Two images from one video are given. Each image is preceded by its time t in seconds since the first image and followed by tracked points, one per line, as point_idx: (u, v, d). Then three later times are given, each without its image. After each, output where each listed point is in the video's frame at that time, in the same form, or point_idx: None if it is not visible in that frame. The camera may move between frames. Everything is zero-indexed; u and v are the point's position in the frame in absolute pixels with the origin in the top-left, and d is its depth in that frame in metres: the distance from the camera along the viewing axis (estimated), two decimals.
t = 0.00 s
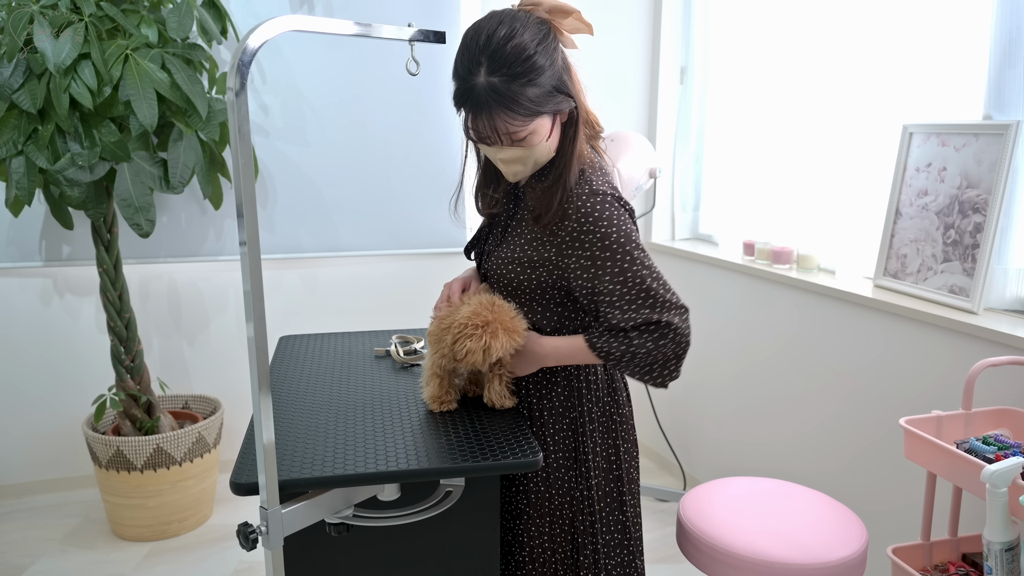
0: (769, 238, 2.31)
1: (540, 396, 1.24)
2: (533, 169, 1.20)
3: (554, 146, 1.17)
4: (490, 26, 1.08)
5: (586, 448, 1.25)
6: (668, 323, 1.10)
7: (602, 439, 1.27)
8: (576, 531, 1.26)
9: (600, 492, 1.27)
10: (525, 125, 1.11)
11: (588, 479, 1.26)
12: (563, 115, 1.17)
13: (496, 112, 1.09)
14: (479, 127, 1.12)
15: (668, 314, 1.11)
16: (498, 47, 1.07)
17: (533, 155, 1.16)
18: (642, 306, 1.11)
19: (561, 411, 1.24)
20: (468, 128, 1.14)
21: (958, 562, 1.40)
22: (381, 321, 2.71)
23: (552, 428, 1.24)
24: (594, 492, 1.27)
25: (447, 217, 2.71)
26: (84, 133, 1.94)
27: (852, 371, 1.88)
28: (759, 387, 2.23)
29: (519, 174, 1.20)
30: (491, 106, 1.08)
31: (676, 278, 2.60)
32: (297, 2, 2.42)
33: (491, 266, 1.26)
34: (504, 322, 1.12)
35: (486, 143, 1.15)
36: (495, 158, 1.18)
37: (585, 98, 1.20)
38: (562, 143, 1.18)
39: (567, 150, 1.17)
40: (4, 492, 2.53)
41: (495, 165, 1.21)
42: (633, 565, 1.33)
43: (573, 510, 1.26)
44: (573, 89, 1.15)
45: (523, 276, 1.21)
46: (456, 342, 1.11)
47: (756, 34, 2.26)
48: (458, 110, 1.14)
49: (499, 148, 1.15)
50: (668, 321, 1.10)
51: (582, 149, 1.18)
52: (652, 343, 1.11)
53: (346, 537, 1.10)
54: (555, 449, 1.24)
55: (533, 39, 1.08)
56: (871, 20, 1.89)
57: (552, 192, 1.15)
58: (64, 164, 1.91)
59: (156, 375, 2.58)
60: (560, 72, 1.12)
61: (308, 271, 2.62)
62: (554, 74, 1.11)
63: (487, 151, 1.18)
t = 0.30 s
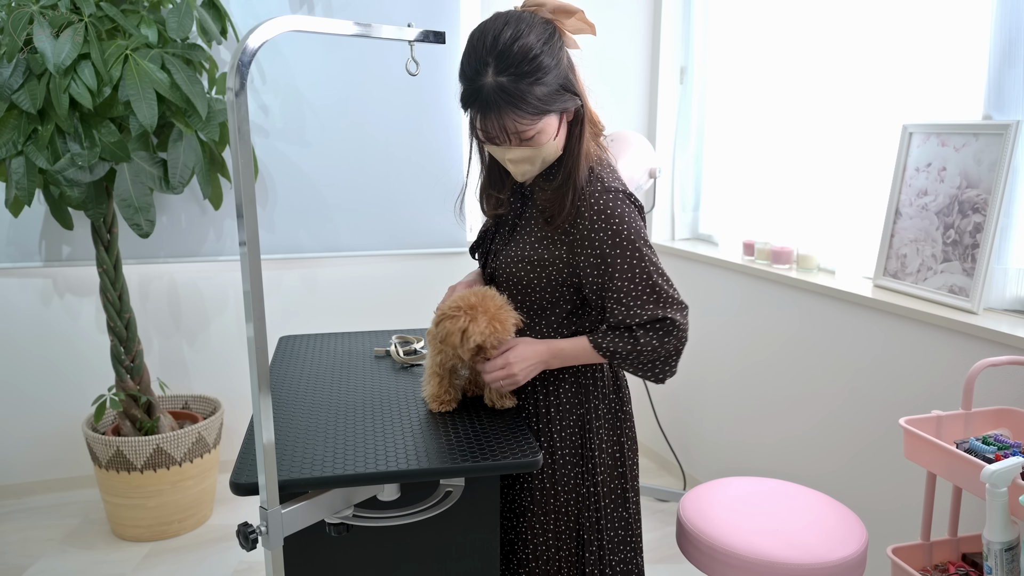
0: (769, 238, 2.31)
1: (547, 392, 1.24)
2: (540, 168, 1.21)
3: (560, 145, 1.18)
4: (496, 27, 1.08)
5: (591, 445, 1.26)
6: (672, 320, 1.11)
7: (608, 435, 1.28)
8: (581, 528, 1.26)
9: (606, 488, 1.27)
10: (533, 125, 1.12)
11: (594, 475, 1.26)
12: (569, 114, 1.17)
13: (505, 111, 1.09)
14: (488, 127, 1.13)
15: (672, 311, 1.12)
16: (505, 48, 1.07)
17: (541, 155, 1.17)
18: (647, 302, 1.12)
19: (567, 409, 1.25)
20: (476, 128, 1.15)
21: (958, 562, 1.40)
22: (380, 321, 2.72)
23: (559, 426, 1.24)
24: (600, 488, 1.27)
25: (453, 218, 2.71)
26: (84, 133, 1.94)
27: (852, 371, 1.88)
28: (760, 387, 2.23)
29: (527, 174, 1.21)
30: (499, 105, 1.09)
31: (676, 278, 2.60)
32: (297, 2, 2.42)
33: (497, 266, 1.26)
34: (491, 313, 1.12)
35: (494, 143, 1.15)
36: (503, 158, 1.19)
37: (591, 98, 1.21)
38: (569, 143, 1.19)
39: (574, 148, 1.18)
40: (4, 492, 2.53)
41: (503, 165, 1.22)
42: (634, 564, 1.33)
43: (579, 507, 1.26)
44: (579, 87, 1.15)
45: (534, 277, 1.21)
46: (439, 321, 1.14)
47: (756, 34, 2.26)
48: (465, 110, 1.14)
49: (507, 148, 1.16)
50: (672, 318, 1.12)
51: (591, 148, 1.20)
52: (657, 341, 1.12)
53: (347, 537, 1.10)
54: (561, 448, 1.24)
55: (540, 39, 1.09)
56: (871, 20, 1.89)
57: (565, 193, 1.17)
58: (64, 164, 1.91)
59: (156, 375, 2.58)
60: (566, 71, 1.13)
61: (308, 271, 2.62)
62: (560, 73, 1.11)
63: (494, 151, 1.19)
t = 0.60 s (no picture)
0: (769, 238, 2.31)
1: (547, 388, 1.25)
2: (545, 169, 1.20)
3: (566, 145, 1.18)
4: (506, 30, 1.09)
5: (593, 440, 1.26)
6: (657, 327, 1.14)
7: (610, 431, 1.28)
8: (582, 521, 1.27)
9: (608, 482, 1.28)
10: (542, 126, 1.12)
11: (595, 469, 1.27)
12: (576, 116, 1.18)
13: (515, 112, 1.09)
14: (496, 128, 1.13)
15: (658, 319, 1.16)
16: (514, 49, 1.07)
17: (547, 155, 1.16)
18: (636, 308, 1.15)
19: (569, 404, 1.25)
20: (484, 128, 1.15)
21: (958, 562, 1.40)
22: (380, 321, 2.72)
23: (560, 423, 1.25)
24: (602, 482, 1.27)
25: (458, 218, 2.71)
26: (84, 133, 1.94)
27: (852, 370, 1.88)
28: (759, 386, 2.23)
29: (533, 175, 1.21)
30: (509, 106, 1.09)
31: (676, 278, 2.60)
32: (297, 2, 2.42)
33: (501, 264, 1.26)
34: (475, 306, 1.13)
35: (502, 144, 1.16)
36: (509, 158, 1.18)
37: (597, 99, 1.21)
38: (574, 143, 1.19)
39: (580, 149, 1.18)
40: (4, 492, 2.53)
41: (508, 165, 1.21)
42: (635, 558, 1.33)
43: (580, 500, 1.27)
44: (586, 90, 1.16)
45: (539, 277, 1.21)
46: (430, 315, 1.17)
47: (756, 34, 2.26)
48: (474, 111, 1.14)
49: (514, 148, 1.16)
50: (657, 325, 1.15)
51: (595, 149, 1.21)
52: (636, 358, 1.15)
53: (347, 537, 1.10)
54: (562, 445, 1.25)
55: (547, 41, 1.09)
56: (871, 20, 1.89)
57: (570, 193, 1.17)
58: (64, 164, 1.91)
59: (156, 376, 2.58)
60: (574, 73, 1.13)
61: (308, 271, 2.62)
62: (568, 75, 1.11)
63: (501, 151, 1.18)
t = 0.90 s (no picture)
0: (769, 238, 2.31)
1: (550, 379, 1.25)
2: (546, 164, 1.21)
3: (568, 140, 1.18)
4: (511, 25, 1.09)
5: (597, 432, 1.26)
6: (652, 320, 1.16)
7: (613, 422, 1.28)
8: (587, 506, 1.28)
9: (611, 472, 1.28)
10: (545, 121, 1.12)
11: (599, 459, 1.27)
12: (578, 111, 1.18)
13: (519, 107, 1.09)
14: (500, 123, 1.13)
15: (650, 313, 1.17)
16: (518, 44, 1.08)
17: (550, 149, 1.17)
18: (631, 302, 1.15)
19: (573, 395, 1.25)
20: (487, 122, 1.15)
21: (958, 562, 1.40)
22: (380, 321, 2.72)
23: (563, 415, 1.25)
24: (606, 470, 1.27)
25: (458, 216, 2.72)
26: (84, 133, 1.94)
27: (852, 370, 1.88)
28: (759, 385, 2.23)
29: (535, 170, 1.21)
30: (513, 101, 1.09)
31: (676, 276, 2.59)
32: (297, 2, 2.42)
33: (504, 260, 1.25)
34: (467, 298, 1.13)
35: (505, 139, 1.16)
36: (512, 152, 1.18)
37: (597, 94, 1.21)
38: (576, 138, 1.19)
39: (581, 145, 1.18)
40: (4, 492, 2.53)
41: (510, 159, 1.21)
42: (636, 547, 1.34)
43: (585, 487, 1.27)
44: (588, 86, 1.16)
45: (542, 271, 1.21)
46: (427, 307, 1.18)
47: (756, 34, 2.26)
48: (478, 106, 1.14)
49: (518, 143, 1.16)
50: (651, 319, 1.16)
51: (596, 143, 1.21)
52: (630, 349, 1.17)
53: (346, 537, 1.10)
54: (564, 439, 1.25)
55: (551, 37, 1.09)
56: (871, 19, 1.89)
57: (572, 187, 1.17)
58: (64, 164, 1.91)
59: (156, 375, 2.58)
60: (577, 69, 1.14)
61: (308, 271, 2.62)
62: (572, 71, 1.12)
63: (504, 145, 1.18)
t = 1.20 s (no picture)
0: (769, 238, 2.31)
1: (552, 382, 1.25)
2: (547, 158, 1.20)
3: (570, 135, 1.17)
4: (515, 17, 1.10)
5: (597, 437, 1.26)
6: (648, 326, 1.15)
7: (612, 428, 1.29)
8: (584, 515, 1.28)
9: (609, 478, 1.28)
10: (544, 114, 1.12)
11: (598, 465, 1.27)
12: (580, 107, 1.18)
13: (515, 97, 1.10)
14: (498, 113, 1.13)
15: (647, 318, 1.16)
16: (520, 35, 1.08)
17: (550, 144, 1.16)
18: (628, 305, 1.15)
19: (573, 400, 1.25)
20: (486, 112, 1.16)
21: (958, 562, 1.40)
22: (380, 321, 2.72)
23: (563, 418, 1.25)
24: (605, 477, 1.27)
25: (459, 216, 2.71)
26: (84, 133, 1.94)
27: (852, 370, 1.88)
28: (759, 385, 2.23)
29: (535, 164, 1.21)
30: (511, 91, 1.09)
31: (676, 277, 2.59)
32: (297, 2, 2.42)
33: (507, 258, 1.25)
34: (467, 299, 1.13)
35: (504, 130, 1.16)
36: (512, 144, 1.18)
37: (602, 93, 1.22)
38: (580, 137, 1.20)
39: (584, 143, 1.19)
40: (5, 492, 2.53)
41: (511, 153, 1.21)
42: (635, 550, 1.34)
43: (584, 494, 1.27)
44: (592, 82, 1.16)
45: (544, 272, 1.21)
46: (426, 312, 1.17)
47: (756, 33, 2.26)
48: (479, 97, 1.15)
49: (517, 135, 1.16)
50: (648, 325, 1.16)
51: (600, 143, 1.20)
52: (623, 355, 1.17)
53: (346, 538, 1.10)
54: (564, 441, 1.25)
55: (554, 29, 1.10)
56: (870, 19, 1.89)
57: (575, 187, 1.17)
58: (64, 164, 1.91)
59: (156, 375, 2.58)
60: (580, 63, 1.13)
61: (308, 271, 2.63)
62: (575, 65, 1.12)
63: (504, 137, 1.18)
